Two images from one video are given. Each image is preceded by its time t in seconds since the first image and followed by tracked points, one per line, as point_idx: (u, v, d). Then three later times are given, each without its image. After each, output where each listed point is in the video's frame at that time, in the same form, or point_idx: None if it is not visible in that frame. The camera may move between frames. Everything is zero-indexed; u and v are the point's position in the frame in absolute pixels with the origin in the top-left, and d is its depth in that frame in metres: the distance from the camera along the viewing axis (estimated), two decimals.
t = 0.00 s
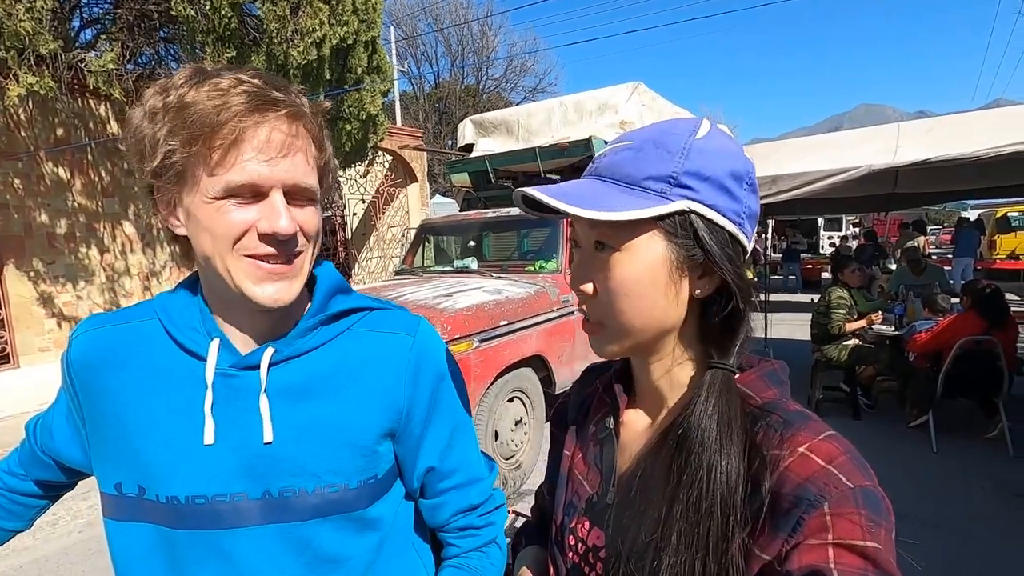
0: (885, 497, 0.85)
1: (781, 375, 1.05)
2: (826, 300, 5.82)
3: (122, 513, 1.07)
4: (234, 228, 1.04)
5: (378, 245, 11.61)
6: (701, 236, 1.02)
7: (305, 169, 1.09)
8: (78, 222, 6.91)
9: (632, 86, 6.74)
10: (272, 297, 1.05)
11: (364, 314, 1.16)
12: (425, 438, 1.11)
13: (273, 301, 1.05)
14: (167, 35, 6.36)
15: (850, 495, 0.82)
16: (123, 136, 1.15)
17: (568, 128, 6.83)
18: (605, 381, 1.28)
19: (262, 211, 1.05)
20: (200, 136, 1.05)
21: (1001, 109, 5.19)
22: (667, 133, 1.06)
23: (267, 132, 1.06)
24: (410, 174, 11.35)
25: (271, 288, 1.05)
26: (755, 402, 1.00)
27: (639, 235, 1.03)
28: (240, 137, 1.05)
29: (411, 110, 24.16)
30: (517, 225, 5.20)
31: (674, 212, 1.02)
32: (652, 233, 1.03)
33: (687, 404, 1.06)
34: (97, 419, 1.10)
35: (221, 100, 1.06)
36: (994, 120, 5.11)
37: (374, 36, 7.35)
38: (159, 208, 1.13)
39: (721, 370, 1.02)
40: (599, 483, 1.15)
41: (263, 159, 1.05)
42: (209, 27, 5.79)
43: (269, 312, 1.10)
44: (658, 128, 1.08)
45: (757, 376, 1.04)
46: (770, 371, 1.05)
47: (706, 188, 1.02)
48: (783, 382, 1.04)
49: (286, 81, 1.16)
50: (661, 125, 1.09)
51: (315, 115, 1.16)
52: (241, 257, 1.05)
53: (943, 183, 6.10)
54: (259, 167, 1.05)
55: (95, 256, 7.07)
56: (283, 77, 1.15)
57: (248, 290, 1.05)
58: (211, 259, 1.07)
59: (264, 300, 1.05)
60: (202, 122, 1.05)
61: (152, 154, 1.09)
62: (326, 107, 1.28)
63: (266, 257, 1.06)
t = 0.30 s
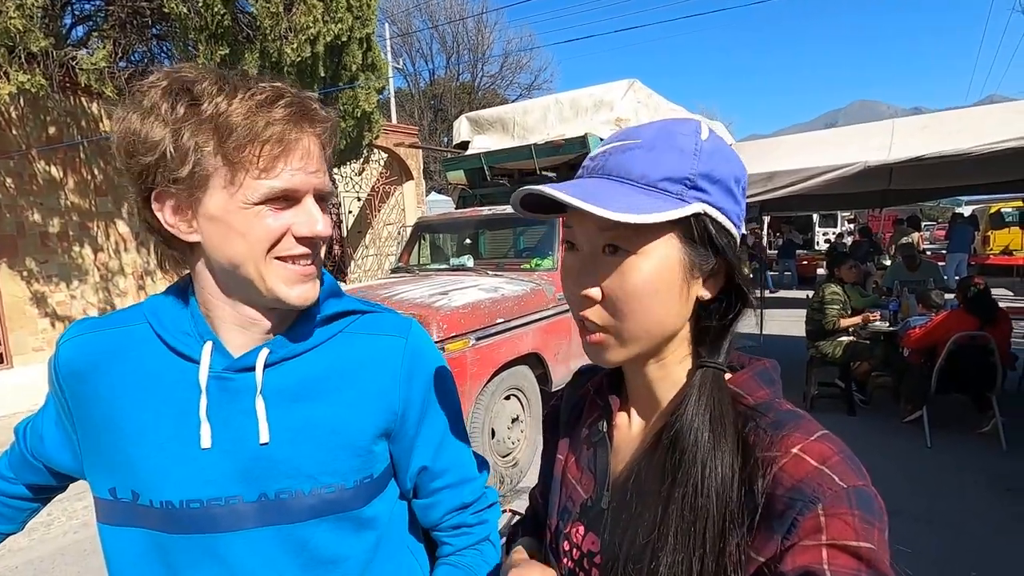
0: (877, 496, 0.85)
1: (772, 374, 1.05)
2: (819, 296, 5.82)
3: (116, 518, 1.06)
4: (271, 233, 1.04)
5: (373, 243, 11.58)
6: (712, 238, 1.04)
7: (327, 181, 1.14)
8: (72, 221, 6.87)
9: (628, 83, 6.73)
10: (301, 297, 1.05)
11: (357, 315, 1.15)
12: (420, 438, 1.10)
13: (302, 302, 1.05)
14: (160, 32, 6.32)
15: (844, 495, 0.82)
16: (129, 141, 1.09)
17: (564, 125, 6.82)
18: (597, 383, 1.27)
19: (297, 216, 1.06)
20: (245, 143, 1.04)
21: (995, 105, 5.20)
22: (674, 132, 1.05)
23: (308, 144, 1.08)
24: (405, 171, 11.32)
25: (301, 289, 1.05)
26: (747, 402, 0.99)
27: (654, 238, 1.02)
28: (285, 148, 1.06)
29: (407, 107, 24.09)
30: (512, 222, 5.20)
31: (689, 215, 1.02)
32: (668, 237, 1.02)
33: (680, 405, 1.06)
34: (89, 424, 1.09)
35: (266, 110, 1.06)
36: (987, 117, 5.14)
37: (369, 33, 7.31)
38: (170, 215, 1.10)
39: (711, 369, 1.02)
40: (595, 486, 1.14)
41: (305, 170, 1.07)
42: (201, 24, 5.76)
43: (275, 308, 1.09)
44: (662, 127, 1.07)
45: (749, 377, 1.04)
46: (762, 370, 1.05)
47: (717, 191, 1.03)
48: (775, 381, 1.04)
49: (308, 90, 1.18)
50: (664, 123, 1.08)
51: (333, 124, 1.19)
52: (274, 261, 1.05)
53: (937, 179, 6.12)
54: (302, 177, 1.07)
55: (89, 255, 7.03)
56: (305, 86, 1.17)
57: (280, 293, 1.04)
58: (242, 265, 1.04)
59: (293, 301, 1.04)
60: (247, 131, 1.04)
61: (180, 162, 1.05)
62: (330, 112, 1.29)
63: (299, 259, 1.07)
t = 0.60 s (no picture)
0: (877, 495, 0.86)
1: (771, 373, 1.05)
2: (823, 294, 5.81)
3: (120, 508, 1.08)
4: (260, 233, 1.05)
5: (377, 238, 11.61)
6: (706, 234, 1.05)
7: (321, 173, 1.13)
8: (77, 216, 6.91)
9: (632, 78, 6.71)
10: (295, 296, 1.06)
11: (361, 312, 1.16)
12: (421, 434, 1.11)
13: (296, 299, 1.06)
14: (165, 27, 6.34)
15: (843, 494, 0.83)
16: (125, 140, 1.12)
17: (568, 121, 6.81)
18: (596, 380, 1.28)
19: (286, 214, 1.07)
20: (227, 144, 1.05)
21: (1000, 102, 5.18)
22: (669, 130, 1.07)
23: (292, 140, 1.08)
24: (409, 167, 11.32)
25: (294, 288, 1.06)
26: (747, 402, 1.00)
27: (644, 236, 1.02)
28: (269, 146, 1.06)
29: (411, 103, 24.09)
30: (516, 218, 5.21)
31: (681, 212, 1.03)
32: (658, 234, 1.03)
33: (679, 405, 1.07)
34: (95, 415, 1.11)
35: (248, 108, 1.06)
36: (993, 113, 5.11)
37: (373, 28, 7.31)
38: (166, 214, 1.12)
39: (711, 372, 1.03)
40: (592, 483, 1.15)
41: (290, 167, 1.07)
42: (206, 19, 5.78)
43: (272, 307, 1.10)
44: (657, 124, 1.08)
45: (749, 375, 1.05)
46: (761, 369, 1.06)
47: (710, 189, 1.04)
48: (774, 380, 1.05)
49: (297, 82, 1.17)
50: (660, 121, 1.09)
51: (325, 118, 1.19)
52: (266, 259, 1.06)
53: (943, 175, 6.10)
54: (287, 175, 1.07)
55: (95, 250, 7.07)
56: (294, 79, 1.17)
57: (274, 292, 1.05)
58: (234, 266, 1.06)
59: (288, 299, 1.05)
60: (229, 130, 1.05)
61: (167, 162, 1.07)
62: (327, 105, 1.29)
63: (291, 257, 1.07)
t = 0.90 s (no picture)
0: (880, 495, 0.87)
1: (775, 369, 1.06)
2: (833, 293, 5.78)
3: (132, 489, 1.11)
4: (242, 226, 1.07)
5: (384, 235, 11.65)
6: (700, 224, 1.04)
7: (302, 162, 1.11)
8: (88, 210, 6.98)
9: (639, 76, 6.72)
10: (284, 290, 1.09)
11: (370, 303, 1.19)
12: (426, 423, 1.14)
13: (285, 294, 1.09)
14: (175, 23, 6.40)
15: (847, 495, 0.84)
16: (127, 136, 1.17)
17: (575, 118, 6.81)
18: (596, 373, 1.30)
19: (268, 209, 1.08)
20: (201, 140, 1.07)
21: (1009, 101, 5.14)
22: (680, 116, 1.07)
23: (265, 133, 1.08)
24: (416, 163, 11.36)
25: (283, 282, 1.09)
26: (750, 399, 1.01)
27: (639, 213, 1.05)
28: (241, 140, 1.07)
29: (418, 100, 24.12)
30: (523, 215, 5.23)
31: (678, 194, 1.03)
32: (652, 212, 1.04)
33: (681, 400, 1.08)
34: (109, 398, 1.14)
35: (220, 103, 1.07)
36: (1003, 113, 5.08)
37: (381, 25, 7.33)
38: (168, 207, 1.17)
39: (714, 367, 1.04)
40: (592, 477, 1.16)
41: (262, 160, 1.08)
42: (216, 15, 5.82)
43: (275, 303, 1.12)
44: (671, 111, 1.10)
45: (751, 371, 1.05)
46: (765, 364, 1.06)
47: (713, 173, 1.02)
48: (777, 376, 1.05)
49: (284, 74, 1.17)
50: (674, 108, 1.11)
51: (312, 106, 1.18)
52: (252, 255, 1.09)
53: (952, 175, 6.07)
54: (260, 169, 1.07)
55: (104, 244, 7.14)
56: (281, 71, 1.17)
57: (261, 285, 1.08)
58: (223, 257, 1.10)
59: (276, 293, 1.08)
60: (202, 126, 1.07)
61: (157, 158, 1.12)
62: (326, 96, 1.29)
63: (274, 254, 1.09)
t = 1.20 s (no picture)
0: (880, 495, 0.87)
1: (775, 367, 1.06)
2: (831, 294, 5.79)
3: (139, 491, 1.13)
4: (217, 237, 1.11)
5: (382, 242, 11.67)
6: (685, 227, 1.05)
7: (265, 170, 1.10)
8: (86, 222, 7.00)
9: (634, 81, 6.80)
10: (263, 297, 1.10)
11: (373, 308, 1.21)
12: (427, 427, 1.15)
13: (265, 301, 1.11)
14: (172, 35, 6.44)
15: (845, 493, 0.84)
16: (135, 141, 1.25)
17: (571, 124, 6.86)
18: (599, 373, 1.32)
19: (238, 220, 1.10)
20: (175, 152, 1.12)
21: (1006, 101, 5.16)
22: (662, 119, 1.09)
23: (227, 144, 1.09)
24: (414, 171, 11.40)
25: (261, 290, 1.11)
26: (750, 399, 1.00)
27: (623, 222, 1.06)
28: (206, 152, 1.10)
29: (415, 108, 24.21)
30: (520, 221, 5.26)
31: (658, 199, 1.04)
32: (635, 221, 1.06)
33: (680, 400, 1.08)
34: (116, 402, 1.16)
35: (186, 116, 1.10)
36: (996, 113, 5.12)
37: (376, 34, 7.37)
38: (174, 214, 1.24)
39: (713, 368, 1.03)
40: (594, 475, 1.18)
41: (223, 172, 1.09)
42: (213, 26, 5.86)
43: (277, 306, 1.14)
44: (653, 113, 1.11)
45: (752, 370, 1.05)
46: (765, 364, 1.06)
47: (694, 176, 1.03)
48: (778, 375, 1.05)
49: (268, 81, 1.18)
50: (656, 111, 1.12)
51: (298, 114, 1.16)
52: (230, 264, 1.11)
53: (948, 175, 6.10)
54: (221, 180, 1.09)
55: (103, 255, 7.16)
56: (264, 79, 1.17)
57: (243, 293, 1.11)
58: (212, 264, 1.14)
59: (256, 300, 1.11)
60: (175, 139, 1.11)
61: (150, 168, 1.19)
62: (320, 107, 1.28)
63: (249, 262, 1.11)
